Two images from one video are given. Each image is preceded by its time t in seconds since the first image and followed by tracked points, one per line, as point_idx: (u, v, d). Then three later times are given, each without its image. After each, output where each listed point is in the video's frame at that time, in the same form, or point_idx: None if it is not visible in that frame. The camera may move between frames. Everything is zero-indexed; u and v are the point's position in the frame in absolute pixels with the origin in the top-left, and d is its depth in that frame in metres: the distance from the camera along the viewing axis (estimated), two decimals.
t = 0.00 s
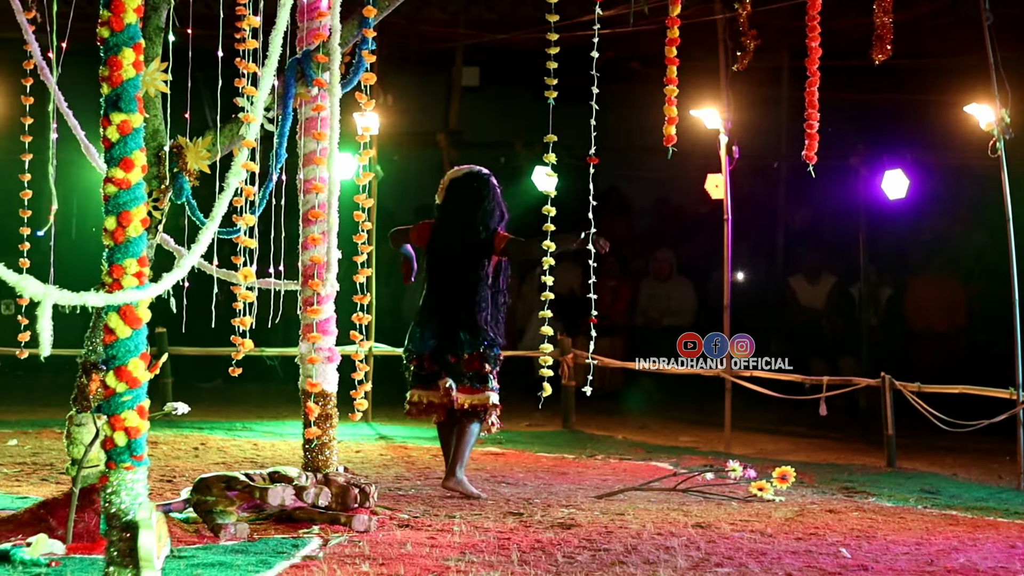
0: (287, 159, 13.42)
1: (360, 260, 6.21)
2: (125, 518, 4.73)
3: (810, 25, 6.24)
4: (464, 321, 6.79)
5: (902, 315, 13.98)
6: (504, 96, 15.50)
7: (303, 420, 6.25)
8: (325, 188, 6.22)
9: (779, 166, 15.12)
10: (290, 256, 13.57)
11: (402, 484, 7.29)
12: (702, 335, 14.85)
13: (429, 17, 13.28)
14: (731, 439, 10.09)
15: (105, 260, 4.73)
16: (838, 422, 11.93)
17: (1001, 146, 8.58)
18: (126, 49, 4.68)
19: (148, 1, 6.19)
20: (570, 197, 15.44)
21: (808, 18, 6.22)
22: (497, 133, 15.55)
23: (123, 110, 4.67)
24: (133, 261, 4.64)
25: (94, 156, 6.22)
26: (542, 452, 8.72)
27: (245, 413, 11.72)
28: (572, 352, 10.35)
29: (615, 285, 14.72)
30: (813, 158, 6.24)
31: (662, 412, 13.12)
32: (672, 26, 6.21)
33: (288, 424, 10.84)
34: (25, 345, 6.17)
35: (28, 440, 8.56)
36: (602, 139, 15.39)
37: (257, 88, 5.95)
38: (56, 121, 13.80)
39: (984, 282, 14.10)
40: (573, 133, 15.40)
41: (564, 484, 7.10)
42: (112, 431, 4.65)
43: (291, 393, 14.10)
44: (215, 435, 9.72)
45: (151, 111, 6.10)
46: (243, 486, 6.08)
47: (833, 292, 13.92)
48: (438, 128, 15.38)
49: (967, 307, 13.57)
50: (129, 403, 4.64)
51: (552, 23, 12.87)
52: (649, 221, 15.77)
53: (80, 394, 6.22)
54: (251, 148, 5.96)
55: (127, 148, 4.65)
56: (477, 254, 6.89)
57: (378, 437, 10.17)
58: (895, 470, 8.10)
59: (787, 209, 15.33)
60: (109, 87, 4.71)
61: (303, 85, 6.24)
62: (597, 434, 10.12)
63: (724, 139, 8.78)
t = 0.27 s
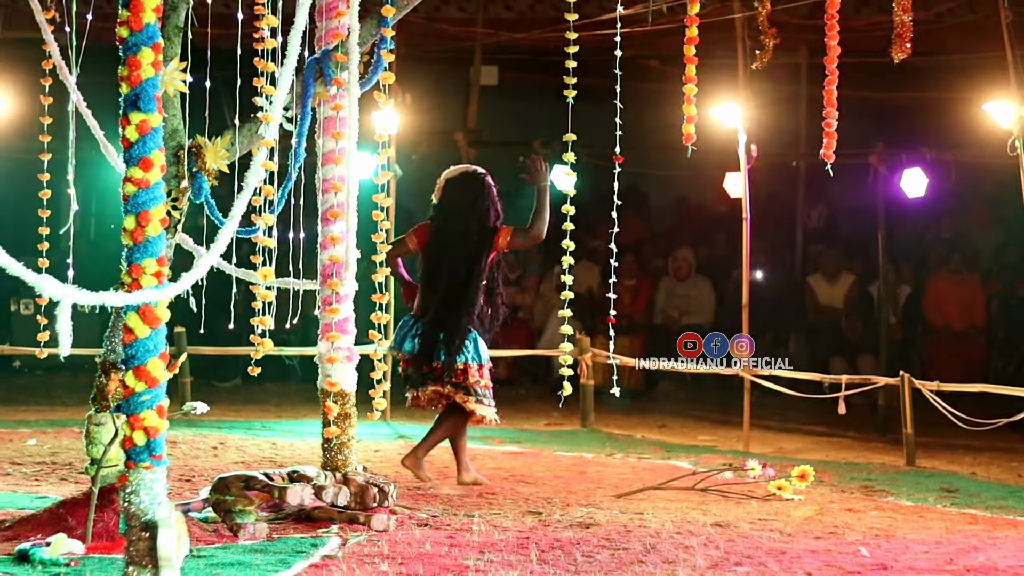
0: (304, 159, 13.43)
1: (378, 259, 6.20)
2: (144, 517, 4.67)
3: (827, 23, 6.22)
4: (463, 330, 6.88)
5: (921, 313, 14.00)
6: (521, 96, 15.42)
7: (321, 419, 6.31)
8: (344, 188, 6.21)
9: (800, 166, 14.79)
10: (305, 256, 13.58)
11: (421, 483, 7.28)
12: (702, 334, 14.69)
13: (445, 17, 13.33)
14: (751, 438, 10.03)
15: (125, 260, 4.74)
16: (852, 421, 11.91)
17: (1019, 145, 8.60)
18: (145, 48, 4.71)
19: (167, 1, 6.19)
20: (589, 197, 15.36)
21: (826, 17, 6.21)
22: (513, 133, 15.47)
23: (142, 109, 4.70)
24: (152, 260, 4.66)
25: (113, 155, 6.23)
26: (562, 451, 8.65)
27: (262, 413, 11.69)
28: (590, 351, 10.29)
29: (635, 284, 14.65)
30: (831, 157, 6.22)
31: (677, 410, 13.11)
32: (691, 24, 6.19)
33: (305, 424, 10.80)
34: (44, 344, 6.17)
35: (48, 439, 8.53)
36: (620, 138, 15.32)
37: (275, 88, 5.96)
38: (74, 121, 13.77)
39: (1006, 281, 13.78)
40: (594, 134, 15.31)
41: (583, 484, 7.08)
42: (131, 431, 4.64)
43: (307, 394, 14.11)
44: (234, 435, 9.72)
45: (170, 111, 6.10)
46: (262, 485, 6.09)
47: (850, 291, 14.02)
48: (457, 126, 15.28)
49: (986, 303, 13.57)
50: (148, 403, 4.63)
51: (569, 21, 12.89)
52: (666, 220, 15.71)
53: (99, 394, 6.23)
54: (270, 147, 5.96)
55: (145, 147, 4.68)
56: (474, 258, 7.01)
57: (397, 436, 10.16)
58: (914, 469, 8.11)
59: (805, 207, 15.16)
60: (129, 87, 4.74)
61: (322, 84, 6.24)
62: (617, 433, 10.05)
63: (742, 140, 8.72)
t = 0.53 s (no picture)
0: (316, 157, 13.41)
1: (388, 257, 6.19)
2: (153, 517, 4.68)
3: (838, 22, 6.25)
4: (457, 328, 6.95)
5: (932, 311, 13.91)
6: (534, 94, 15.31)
7: (332, 419, 6.29)
8: (354, 187, 6.21)
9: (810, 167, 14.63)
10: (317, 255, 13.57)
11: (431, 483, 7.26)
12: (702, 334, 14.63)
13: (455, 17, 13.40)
14: (762, 438, 9.98)
15: (135, 258, 4.77)
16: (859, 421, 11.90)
17: None
18: (155, 48, 4.71)
19: (176, 0, 6.19)
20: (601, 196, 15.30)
21: (836, 14, 6.23)
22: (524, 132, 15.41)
23: (152, 109, 4.72)
24: (162, 260, 4.68)
25: (122, 155, 6.23)
26: (572, 451, 8.61)
27: (272, 412, 11.67)
28: (600, 351, 10.18)
29: (647, 283, 14.61)
30: (842, 155, 6.22)
31: (686, 408, 13.10)
32: (701, 23, 6.21)
33: (316, 423, 10.77)
34: (54, 344, 6.16)
35: (60, 438, 8.52)
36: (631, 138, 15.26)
37: (285, 87, 5.96)
38: (86, 120, 13.75)
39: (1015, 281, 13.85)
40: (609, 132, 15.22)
41: (592, 484, 7.07)
42: (141, 430, 4.65)
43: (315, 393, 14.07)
44: (243, 435, 9.69)
45: (179, 110, 6.11)
46: (271, 485, 6.08)
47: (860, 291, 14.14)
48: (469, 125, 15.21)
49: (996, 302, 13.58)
50: (157, 402, 4.64)
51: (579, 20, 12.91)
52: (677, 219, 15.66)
53: (109, 393, 6.23)
54: (279, 147, 5.97)
55: (155, 147, 4.69)
56: (464, 257, 7.13)
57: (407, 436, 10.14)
58: (925, 469, 8.11)
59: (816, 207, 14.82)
60: (139, 87, 4.73)
61: (331, 83, 6.25)
62: (628, 432, 10.01)
63: (752, 139, 8.69)
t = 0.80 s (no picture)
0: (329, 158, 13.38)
1: (402, 258, 6.20)
2: (168, 518, 4.71)
3: (852, 21, 6.29)
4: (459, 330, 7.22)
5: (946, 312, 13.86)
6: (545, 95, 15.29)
7: (347, 419, 6.22)
8: (368, 187, 6.22)
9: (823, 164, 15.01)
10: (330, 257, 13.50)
11: (446, 483, 7.25)
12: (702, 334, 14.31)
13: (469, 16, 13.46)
14: (776, 437, 9.97)
15: (150, 260, 4.76)
16: (870, 419, 11.89)
17: None
18: (169, 49, 4.76)
19: (190, 1, 6.20)
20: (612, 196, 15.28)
21: (851, 13, 6.27)
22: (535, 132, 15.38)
23: (166, 110, 4.76)
24: (176, 260, 4.67)
25: (136, 156, 6.23)
26: (587, 451, 8.60)
27: (286, 413, 11.69)
28: (614, 350, 10.28)
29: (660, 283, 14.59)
30: (857, 154, 6.25)
31: (695, 409, 13.10)
32: (714, 23, 6.23)
33: (330, 423, 10.78)
34: (69, 345, 6.17)
35: (78, 438, 8.54)
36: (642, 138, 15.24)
37: (299, 88, 5.98)
38: (100, 122, 13.79)
39: None
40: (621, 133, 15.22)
41: (607, 484, 7.08)
42: (156, 431, 4.65)
43: (326, 394, 14.08)
44: (258, 435, 9.71)
45: (194, 110, 6.12)
46: (286, 485, 6.06)
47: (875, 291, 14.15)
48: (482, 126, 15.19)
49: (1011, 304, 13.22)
50: (173, 403, 4.63)
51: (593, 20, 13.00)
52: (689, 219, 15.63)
53: (124, 394, 6.23)
54: (294, 147, 5.98)
55: (169, 148, 4.70)
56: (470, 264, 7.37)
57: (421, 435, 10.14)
58: (939, 467, 8.13)
59: (830, 204, 15.25)
60: (152, 87, 4.78)
61: (346, 84, 6.26)
62: (644, 432, 9.99)
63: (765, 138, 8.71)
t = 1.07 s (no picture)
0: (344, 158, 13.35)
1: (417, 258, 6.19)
2: (184, 518, 4.76)
3: (868, 21, 6.25)
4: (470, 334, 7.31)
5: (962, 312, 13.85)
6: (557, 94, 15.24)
7: (362, 419, 6.28)
8: (383, 188, 6.20)
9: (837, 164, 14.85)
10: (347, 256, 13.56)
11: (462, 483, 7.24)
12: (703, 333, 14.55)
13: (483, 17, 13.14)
14: (792, 437, 9.92)
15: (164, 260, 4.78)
16: (881, 418, 11.88)
17: None
18: (183, 50, 4.74)
19: (204, 1, 6.19)
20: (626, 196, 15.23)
21: (866, 12, 6.24)
22: (550, 131, 15.29)
23: (180, 110, 4.73)
24: (191, 261, 4.69)
25: (150, 156, 6.23)
26: (602, 451, 8.58)
27: (300, 413, 11.69)
28: (629, 351, 10.15)
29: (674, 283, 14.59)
30: (873, 154, 6.24)
31: (706, 408, 13.11)
32: (728, 23, 6.19)
33: (346, 424, 10.76)
34: (84, 345, 6.17)
35: (94, 439, 8.52)
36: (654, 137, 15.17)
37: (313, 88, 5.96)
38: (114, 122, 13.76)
39: None
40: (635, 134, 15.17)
41: (622, 484, 7.08)
42: (171, 431, 4.66)
43: (339, 393, 14.08)
44: (273, 435, 9.71)
45: (209, 111, 6.11)
46: (301, 486, 6.06)
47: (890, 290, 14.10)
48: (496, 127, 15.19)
49: None
50: (188, 403, 4.66)
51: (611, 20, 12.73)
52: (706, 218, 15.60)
53: (139, 394, 6.21)
54: (308, 148, 5.97)
55: (183, 149, 4.71)
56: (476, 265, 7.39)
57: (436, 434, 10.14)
58: (956, 467, 8.14)
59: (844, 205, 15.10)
60: (166, 88, 4.76)
61: (360, 84, 6.23)
62: (659, 432, 9.96)
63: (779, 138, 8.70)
